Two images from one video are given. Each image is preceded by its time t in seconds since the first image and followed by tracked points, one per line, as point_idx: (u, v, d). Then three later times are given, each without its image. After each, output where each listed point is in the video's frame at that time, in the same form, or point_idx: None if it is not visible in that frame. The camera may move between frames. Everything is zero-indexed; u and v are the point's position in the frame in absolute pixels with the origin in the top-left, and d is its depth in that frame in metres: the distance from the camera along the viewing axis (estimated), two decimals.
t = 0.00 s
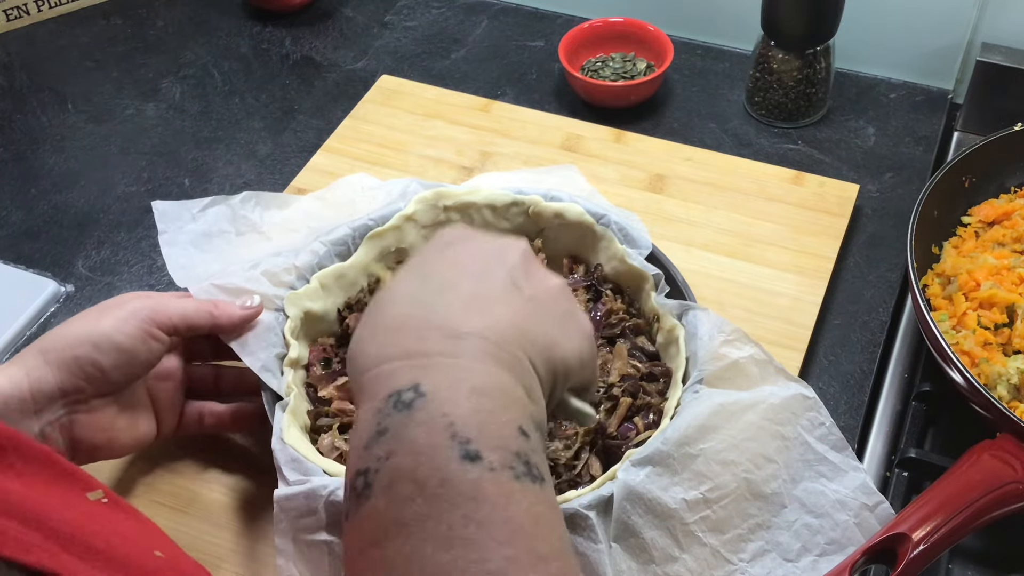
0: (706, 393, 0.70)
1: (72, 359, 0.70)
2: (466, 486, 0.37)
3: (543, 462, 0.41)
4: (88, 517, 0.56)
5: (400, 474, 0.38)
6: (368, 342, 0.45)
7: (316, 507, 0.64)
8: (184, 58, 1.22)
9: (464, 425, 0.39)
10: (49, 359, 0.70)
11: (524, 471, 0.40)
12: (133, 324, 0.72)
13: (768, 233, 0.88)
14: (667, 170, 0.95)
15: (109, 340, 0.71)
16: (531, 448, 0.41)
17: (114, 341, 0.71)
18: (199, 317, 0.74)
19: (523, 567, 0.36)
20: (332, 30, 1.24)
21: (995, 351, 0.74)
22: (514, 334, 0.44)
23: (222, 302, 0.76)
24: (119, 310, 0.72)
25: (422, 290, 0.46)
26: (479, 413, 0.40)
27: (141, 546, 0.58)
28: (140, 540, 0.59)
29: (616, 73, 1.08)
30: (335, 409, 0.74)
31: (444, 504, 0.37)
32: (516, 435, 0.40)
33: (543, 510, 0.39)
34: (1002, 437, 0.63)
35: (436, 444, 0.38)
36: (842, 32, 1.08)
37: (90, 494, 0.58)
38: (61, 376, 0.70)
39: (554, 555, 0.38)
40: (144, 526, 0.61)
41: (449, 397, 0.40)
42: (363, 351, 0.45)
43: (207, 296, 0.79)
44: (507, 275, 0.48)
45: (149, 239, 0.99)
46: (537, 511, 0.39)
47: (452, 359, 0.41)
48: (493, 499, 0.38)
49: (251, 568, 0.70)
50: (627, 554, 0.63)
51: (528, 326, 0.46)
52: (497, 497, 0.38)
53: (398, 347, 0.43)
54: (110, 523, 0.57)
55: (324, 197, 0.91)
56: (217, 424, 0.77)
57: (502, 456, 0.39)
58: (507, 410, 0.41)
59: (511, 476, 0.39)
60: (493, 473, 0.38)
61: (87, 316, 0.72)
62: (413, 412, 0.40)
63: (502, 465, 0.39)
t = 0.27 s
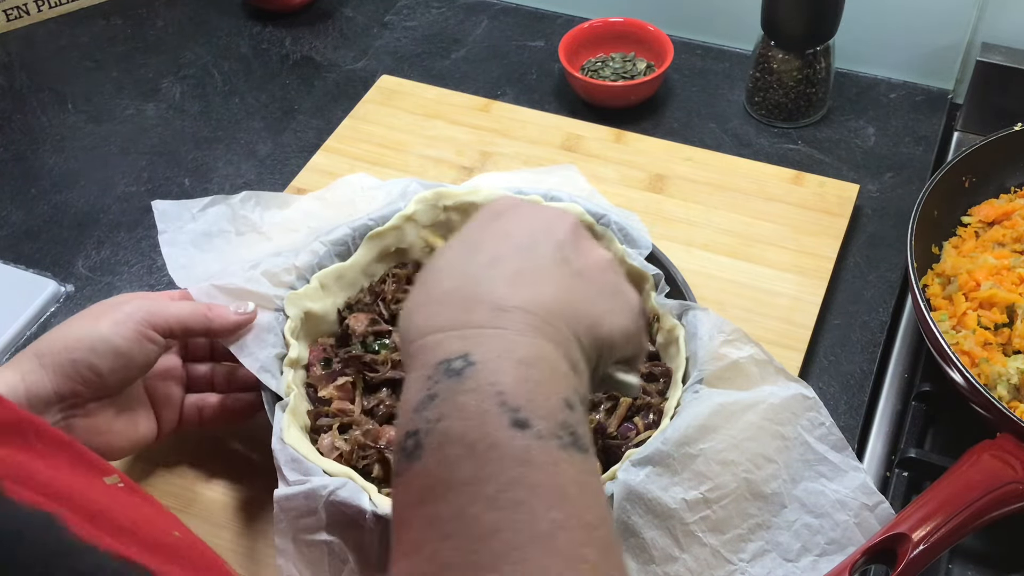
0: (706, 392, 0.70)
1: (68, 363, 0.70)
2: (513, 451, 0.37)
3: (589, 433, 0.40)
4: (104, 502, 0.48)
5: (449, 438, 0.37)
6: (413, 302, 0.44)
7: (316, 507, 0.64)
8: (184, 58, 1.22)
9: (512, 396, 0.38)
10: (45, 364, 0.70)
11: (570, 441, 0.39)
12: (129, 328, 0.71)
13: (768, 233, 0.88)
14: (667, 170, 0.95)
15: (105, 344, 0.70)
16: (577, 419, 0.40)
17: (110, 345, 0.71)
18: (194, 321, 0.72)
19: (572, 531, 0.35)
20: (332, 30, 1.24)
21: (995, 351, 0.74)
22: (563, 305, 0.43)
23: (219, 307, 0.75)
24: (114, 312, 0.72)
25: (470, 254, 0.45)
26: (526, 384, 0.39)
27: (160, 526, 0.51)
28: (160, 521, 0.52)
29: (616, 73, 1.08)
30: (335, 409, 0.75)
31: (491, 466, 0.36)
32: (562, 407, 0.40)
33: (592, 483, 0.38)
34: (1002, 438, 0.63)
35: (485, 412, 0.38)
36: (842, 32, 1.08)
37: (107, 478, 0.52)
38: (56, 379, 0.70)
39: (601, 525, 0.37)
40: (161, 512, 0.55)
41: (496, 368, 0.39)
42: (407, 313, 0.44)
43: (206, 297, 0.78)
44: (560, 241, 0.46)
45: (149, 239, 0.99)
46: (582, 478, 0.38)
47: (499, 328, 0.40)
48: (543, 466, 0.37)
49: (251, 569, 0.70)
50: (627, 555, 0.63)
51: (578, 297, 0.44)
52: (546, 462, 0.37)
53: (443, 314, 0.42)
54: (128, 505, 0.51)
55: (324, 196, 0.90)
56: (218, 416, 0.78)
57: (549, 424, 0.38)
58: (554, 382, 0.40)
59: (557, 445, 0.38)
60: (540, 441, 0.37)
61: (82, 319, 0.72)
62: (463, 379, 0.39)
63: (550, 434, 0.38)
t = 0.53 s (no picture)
0: (706, 392, 0.70)
1: (83, 373, 0.71)
2: (520, 424, 0.36)
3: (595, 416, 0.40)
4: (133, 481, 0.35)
5: (461, 413, 0.37)
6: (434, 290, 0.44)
7: (316, 507, 0.65)
8: (184, 57, 1.22)
9: (522, 373, 0.38)
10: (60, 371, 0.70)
11: (575, 417, 0.39)
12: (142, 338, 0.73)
13: (768, 233, 0.88)
14: (667, 170, 0.95)
15: (119, 353, 0.72)
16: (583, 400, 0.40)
17: (124, 355, 0.72)
18: (207, 335, 0.74)
19: (575, 499, 0.35)
20: (332, 30, 1.24)
21: (995, 351, 0.74)
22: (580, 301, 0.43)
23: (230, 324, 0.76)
24: (128, 323, 0.73)
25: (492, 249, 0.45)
26: (539, 368, 0.39)
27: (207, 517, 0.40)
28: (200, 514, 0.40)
29: (616, 73, 1.08)
30: (335, 409, 0.75)
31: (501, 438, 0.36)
32: (567, 386, 0.40)
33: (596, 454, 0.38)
34: (1002, 438, 0.63)
35: (494, 389, 0.38)
36: (842, 32, 1.08)
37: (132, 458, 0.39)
38: (70, 386, 0.70)
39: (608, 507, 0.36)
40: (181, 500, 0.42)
41: (507, 350, 0.39)
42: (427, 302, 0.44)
43: (207, 301, 0.78)
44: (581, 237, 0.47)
45: (149, 239, 0.99)
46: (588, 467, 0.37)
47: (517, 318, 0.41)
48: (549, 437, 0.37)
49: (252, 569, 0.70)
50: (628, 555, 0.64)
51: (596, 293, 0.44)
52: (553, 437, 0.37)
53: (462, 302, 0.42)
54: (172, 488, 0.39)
55: (324, 194, 0.90)
56: (227, 419, 0.79)
57: (557, 401, 0.38)
58: (565, 367, 0.40)
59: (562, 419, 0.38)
60: (547, 416, 0.37)
61: (96, 329, 0.73)
62: (474, 359, 0.39)
63: (556, 410, 0.38)
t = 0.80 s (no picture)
0: (706, 392, 0.70)
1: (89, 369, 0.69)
2: (533, 466, 0.35)
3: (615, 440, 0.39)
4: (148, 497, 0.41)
5: (470, 452, 0.35)
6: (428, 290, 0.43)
7: (316, 507, 0.65)
8: (184, 57, 1.22)
9: (533, 400, 0.37)
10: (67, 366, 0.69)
11: (595, 449, 0.37)
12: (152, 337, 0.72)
13: (769, 233, 0.88)
14: (667, 170, 0.95)
15: (126, 349, 0.71)
16: (601, 422, 0.39)
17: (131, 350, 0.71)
18: (213, 331, 0.74)
19: (600, 559, 0.35)
20: (332, 30, 1.24)
21: (995, 351, 0.74)
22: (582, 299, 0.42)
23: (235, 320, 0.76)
24: (133, 318, 0.72)
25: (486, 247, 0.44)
26: (548, 384, 0.37)
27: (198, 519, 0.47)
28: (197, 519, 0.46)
29: (616, 73, 1.08)
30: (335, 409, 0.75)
31: (515, 486, 0.35)
32: (589, 410, 0.38)
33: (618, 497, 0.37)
34: (1002, 438, 0.63)
35: (506, 421, 0.36)
36: (842, 32, 1.08)
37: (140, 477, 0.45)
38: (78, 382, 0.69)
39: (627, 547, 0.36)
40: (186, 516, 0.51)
41: (516, 368, 0.37)
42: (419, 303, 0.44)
43: (207, 300, 0.79)
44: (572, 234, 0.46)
45: (149, 239, 0.99)
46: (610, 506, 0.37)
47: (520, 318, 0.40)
48: (566, 483, 0.36)
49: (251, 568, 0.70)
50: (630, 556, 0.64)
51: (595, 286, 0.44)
52: (572, 479, 0.36)
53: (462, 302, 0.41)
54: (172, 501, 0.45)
55: (321, 189, 0.89)
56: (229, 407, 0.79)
57: (573, 434, 0.37)
58: (580, 378, 0.39)
59: (581, 455, 0.37)
60: (563, 454, 0.36)
61: (99, 323, 0.72)
62: (477, 380, 0.37)
63: (576, 443, 0.37)
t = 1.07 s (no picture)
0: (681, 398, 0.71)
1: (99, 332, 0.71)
2: (681, 494, 0.30)
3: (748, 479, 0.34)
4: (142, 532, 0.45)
5: (612, 465, 0.30)
6: (531, 305, 0.35)
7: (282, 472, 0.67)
8: (184, 58, 1.22)
9: (689, 422, 0.31)
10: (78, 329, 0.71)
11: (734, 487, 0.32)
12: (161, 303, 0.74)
13: (768, 232, 0.88)
14: (667, 170, 0.95)
15: (137, 315, 0.72)
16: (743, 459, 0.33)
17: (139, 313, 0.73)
18: (218, 296, 0.76)
19: None
20: (332, 30, 1.24)
21: (995, 351, 0.74)
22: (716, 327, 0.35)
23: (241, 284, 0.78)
24: (143, 285, 0.74)
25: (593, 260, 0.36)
26: (704, 408, 0.32)
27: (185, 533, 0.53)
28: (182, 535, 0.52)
29: (616, 73, 1.07)
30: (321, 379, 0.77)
31: (659, 509, 0.30)
32: (730, 443, 0.32)
33: (748, 539, 0.32)
34: (1002, 438, 0.63)
35: (656, 438, 0.30)
36: (842, 32, 1.08)
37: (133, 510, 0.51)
38: (89, 346, 0.71)
39: None
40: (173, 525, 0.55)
41: (673, 384, 0.31)
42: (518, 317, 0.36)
43: (211, 262, 0.82)
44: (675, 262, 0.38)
45: (149, 239, 0.99)
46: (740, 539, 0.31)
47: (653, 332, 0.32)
48: (708, 516, 0.30)
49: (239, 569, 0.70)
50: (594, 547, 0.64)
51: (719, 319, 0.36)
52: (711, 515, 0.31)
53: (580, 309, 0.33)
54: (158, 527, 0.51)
55: (341, 167, 0.93)
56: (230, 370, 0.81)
57: (719, 467, 0.31)
58: (720, 413, 0.32)
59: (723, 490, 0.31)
60: (708, 485, 0.31)
61: (110, 289, 0.73)
62: (632, 390, 0.31)
63: (716, 475, 0.31)
